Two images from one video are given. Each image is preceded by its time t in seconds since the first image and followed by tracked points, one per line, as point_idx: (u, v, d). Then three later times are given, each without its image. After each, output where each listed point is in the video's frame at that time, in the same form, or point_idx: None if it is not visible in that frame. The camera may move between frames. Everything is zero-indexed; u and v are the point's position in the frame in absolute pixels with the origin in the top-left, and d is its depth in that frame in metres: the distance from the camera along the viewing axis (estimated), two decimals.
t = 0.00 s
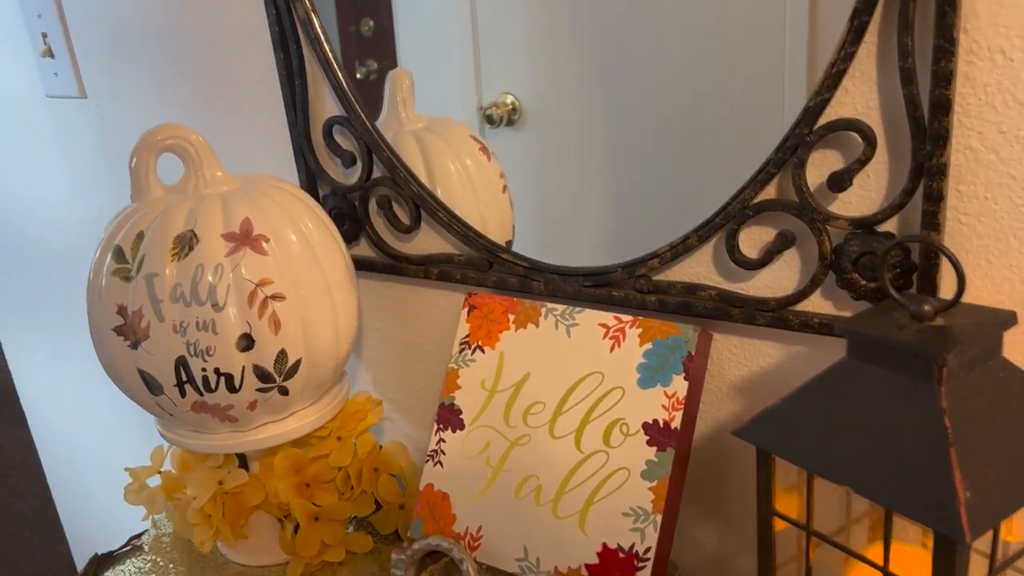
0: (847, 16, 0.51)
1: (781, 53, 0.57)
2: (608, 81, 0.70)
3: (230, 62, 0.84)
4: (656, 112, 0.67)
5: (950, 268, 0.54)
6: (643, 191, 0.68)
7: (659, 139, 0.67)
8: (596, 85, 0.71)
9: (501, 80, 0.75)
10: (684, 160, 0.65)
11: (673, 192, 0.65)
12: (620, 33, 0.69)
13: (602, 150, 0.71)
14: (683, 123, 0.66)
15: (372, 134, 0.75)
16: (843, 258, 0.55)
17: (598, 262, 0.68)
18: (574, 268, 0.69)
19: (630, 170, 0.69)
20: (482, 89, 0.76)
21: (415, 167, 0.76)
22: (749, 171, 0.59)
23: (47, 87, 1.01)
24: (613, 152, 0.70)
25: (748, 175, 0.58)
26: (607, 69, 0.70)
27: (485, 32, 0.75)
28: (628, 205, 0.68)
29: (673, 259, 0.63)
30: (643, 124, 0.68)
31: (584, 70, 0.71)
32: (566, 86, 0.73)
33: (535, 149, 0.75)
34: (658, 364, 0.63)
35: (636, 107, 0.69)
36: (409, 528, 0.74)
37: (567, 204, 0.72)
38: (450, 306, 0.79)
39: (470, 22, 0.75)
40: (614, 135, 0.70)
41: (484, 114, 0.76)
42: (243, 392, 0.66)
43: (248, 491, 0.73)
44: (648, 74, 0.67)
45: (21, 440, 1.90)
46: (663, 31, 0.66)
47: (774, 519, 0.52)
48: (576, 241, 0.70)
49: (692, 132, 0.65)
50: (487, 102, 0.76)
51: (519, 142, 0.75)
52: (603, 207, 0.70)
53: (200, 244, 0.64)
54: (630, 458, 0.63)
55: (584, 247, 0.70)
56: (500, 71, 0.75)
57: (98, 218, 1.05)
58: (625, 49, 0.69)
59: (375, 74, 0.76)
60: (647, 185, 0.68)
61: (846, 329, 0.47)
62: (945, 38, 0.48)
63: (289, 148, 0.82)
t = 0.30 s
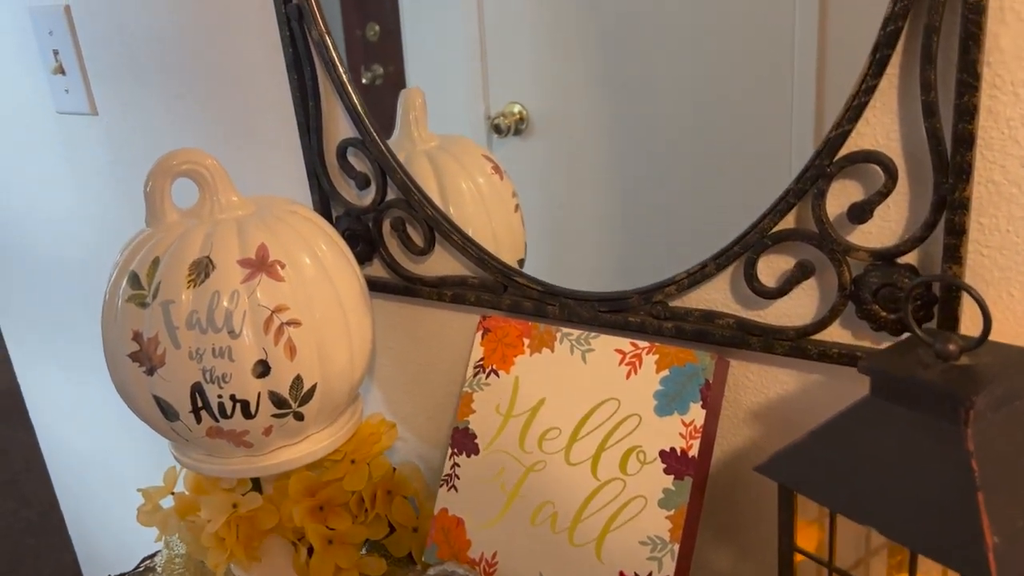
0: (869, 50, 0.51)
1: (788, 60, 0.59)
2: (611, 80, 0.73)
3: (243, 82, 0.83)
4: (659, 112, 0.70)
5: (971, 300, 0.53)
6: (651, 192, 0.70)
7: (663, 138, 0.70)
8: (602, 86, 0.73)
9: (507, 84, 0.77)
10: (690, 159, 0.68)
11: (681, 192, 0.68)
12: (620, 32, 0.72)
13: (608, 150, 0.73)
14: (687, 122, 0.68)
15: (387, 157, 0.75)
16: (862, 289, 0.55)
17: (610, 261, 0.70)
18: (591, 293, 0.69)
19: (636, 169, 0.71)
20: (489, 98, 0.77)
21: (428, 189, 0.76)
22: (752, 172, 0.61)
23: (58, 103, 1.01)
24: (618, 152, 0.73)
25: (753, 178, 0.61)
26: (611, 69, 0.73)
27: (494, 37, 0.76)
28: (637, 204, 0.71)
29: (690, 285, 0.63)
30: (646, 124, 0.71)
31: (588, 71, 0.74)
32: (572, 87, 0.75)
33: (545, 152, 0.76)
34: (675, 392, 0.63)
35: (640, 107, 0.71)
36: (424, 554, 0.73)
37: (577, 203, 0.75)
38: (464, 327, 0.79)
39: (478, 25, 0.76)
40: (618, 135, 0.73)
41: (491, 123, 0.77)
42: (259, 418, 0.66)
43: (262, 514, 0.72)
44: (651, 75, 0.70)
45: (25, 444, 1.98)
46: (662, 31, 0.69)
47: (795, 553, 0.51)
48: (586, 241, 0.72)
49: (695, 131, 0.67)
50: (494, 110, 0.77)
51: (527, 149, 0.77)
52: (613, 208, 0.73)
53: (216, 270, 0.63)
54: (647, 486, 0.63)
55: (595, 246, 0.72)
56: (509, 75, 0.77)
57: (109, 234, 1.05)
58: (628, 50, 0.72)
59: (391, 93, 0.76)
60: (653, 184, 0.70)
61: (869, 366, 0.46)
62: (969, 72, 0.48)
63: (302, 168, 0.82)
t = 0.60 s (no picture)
0: (869, 77, 0.51)
1: (788, 62, 0.59)
2: (612, 80, 0.72)
3: (245, 100, 0.84)
4: (660, 113, 0.70)
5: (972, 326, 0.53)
6: (653, 193, 0.70)
7: (663, 138, 0.70)
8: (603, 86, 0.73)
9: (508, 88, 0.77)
10: (691, 161, 0.68)
11: (683, 194, 0.68)
12: (620, 33, 0.71)
13: (610, 152, 0.73)
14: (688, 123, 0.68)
15: (388, 177, 0.75)
16: (862, 314, 0.55)
17: (611, 264, 0.71)
18: (590, 314, 0.69)
19: (637, 171, 0.71)
20: (493, 106, 0.77)
21: (429, 208, 0.76)
22: (752, 173, 0.62)
23: (62, 119, 1.01)
24: (620, 153, 0.72)
25: (750, 179, 0.62)
26: (611, 70, 0.72)
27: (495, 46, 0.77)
28: (639, 206, 0.71)
29: (690, 308, 0.63)
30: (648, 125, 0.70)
31: (588, 72, 0.73)
32: (574, 91, 0.75)
33: (546, 156, 0.77)
34: (675, 414, 0.63)
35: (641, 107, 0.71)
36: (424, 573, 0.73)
37: (579, 204, 0.75)
38: (464, 344, 0.79)
39: (482, 34, 0.77)
40: (619, 136, 0.72)
41: (494, 134, 0.78)
42: (259, 439, 0.66)
43: (262, 533, 0.73)
44: (657, 77, 0.69)
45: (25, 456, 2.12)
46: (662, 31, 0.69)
47: None
48: (588, 243, 0.74)
49: (695, 132, 0.67)
50: (497, 119, 0.78)
51: (529, 159, 0.77)
52: (615, 209, 0.73)
53: (217, 291, 0.64)
54: (647, 508, 0.63)
55: (596, 249, 0.73)
56: (510, 80, 0.77)
57: (112, 247, 1.05)
58: (629, 49, 0.71)
59: (394, 111, 0.77)
60: (653, 186, 0.70)
61: (868, 397, 0.47)
62: (967, 103, 0.48)
63: (303, 186, 0.83)
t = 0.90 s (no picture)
0: (834, 110, 0.52)
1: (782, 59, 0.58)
2: (603, 84, 0.70)
3: (235, 123, 0.85)
4: (655, 117, 0.68)
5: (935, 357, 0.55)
6: (647, 201, 0.69)
7: (658, 142, 0.68)
8: (594, 90, 0.71)
9: (497, 96, 0.77)
10: (686, 165, 0.66)
11: (680, 197, 0.67)
12: (611, 34, 0.69)
13: (599, 160, 0.72)
14: (682, 127, 0.66)
15: (372, 202, 0.76)
16: (829, 343, 0.56)
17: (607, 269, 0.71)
18: (568, 339, 0.70)
19: (631, 177, 0.70)
20: (488, 123, 0.77)
21: (414, 232, 0.77)
22: (752, 172, 0.60)
23: (58, 139, 1.03)
24: (613, 160, 0.71)
25: (750, 178, 0.60)
26: (602, 73, 0.70)
27: (488, 56, 0.76)
28: (632, 212, 0.70)
29: (664, 334, 0.64)
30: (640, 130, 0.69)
31: (578, 75, 0.72)
32: (563, 105, 0.74)
33: (537, 166, 0.76)
34: (649, 439, 0.64)
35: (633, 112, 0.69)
36: None
37: (571, 212, 0.74)
38: (448, 365, 0.80)
39: (477, 48, 0.76)
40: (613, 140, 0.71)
41: (490, 149, 0.77)
42: (241, 460, 0.67)
43: (246, 553, 0.74)
44: (652, 79, 0.67)
45: (25, 464, 2.08)
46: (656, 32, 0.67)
47: None
48: (584, 250, 0.73)
49: (691, 132, 0.66)
50: (495, 134, 0.77)
51: (523, 176, 0.76)
52: (609, 216, 0.72)
53: (200, 316, 0.65)
54: (621, 532, 0.64)
55: (593, 255, 0.73)
56: (502, 87, 0.76)
57: (106, 265, 1.07)
58: (621, 52, 0.69)
59: (383, 133, 0.79)
60: (652, 187, 0.69)
61: (828, 430, 0.47)
62: (925, 141, 0.49)
63: (290, 209, 0.84)
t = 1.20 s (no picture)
0: (777, 157, 0.55)
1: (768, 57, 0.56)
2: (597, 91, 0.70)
3: (218, 152, 0.88)
4: (650, 121, 0.67)
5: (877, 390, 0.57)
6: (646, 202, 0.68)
7: (658, 141, 0.67)
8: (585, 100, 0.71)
9: (489, 107, 0.78)
10: (692, 164, 0.64)
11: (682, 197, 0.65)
12: (605, 40, 0.69)
13: (589, 173, 0.73)
14: (684, 126, 0.65)
15: (348, 232, 0.79)
16: (777, 377, 0.58)
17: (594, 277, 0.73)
18: (533, 368, 0.72)
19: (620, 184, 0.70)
20: (480, 143, 0.80)
21: (391, 260, 0.80)
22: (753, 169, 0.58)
23: (50, 166, 1.06)
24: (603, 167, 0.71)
25: (751, 178, 0.58)
26: (599, 80, 0.70)
27: (480, 70, 0.78)
28: (625, 216, 0.70)
29: (624, 365, 0.66)
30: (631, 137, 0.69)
31: (572, 82, 0.72)
32: (550, 126, 0.75)
33: (527, 186, 0.78)
34: (610, 466, 0.66)
35: (625, 119, 0.69)
36: None
37: (559, 221, 0.76)
38: (422, 390, 0.82)
39: (469, 71, 0.79)
40: (608, 146, 0.71)
41: (481, 169, 0.79)
42: (215, 484, 0.69)
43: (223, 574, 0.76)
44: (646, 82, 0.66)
45: (23, 479, 2.11)
46: (653, 35, 0.66)
47: None
48: (572, 258, 0.75)
49: (688, 133, 0.64)
50: (485, 154, 0.79)
51: (512, 197, 0.79)
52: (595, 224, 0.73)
53: (177, 345, 0.67)
54: (582, 556, 0.66)
55: (581, 262, 0.74)
56: (494, 100, 0.78)
57: (95, 288, 1.09)
58: (617, 57, 0.68)
59: (361, 166, 0.83)
60: (653, 189, 0.67)
61: (766, 463, 0.50)
62: (862, 188, 0.51)
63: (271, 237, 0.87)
